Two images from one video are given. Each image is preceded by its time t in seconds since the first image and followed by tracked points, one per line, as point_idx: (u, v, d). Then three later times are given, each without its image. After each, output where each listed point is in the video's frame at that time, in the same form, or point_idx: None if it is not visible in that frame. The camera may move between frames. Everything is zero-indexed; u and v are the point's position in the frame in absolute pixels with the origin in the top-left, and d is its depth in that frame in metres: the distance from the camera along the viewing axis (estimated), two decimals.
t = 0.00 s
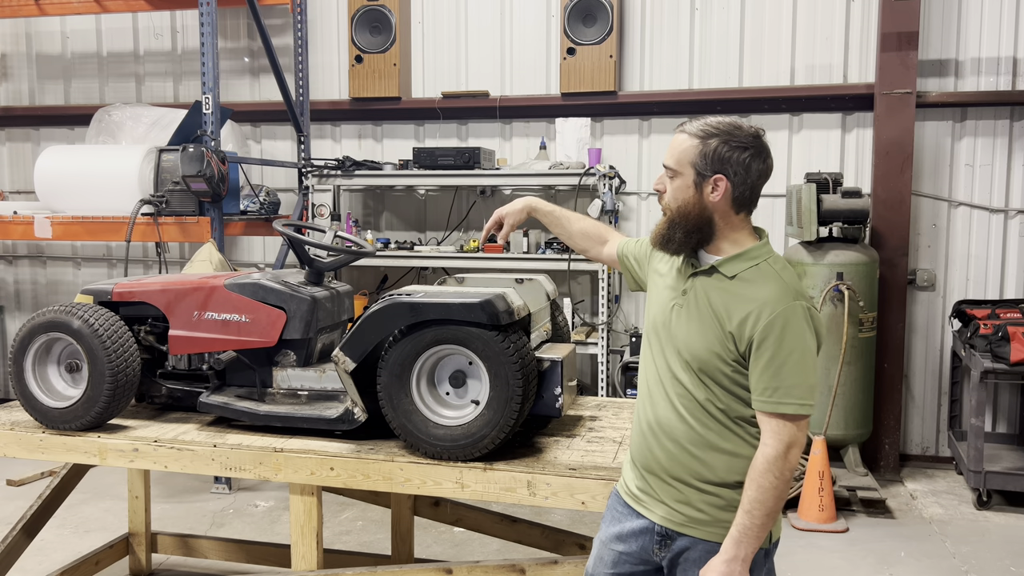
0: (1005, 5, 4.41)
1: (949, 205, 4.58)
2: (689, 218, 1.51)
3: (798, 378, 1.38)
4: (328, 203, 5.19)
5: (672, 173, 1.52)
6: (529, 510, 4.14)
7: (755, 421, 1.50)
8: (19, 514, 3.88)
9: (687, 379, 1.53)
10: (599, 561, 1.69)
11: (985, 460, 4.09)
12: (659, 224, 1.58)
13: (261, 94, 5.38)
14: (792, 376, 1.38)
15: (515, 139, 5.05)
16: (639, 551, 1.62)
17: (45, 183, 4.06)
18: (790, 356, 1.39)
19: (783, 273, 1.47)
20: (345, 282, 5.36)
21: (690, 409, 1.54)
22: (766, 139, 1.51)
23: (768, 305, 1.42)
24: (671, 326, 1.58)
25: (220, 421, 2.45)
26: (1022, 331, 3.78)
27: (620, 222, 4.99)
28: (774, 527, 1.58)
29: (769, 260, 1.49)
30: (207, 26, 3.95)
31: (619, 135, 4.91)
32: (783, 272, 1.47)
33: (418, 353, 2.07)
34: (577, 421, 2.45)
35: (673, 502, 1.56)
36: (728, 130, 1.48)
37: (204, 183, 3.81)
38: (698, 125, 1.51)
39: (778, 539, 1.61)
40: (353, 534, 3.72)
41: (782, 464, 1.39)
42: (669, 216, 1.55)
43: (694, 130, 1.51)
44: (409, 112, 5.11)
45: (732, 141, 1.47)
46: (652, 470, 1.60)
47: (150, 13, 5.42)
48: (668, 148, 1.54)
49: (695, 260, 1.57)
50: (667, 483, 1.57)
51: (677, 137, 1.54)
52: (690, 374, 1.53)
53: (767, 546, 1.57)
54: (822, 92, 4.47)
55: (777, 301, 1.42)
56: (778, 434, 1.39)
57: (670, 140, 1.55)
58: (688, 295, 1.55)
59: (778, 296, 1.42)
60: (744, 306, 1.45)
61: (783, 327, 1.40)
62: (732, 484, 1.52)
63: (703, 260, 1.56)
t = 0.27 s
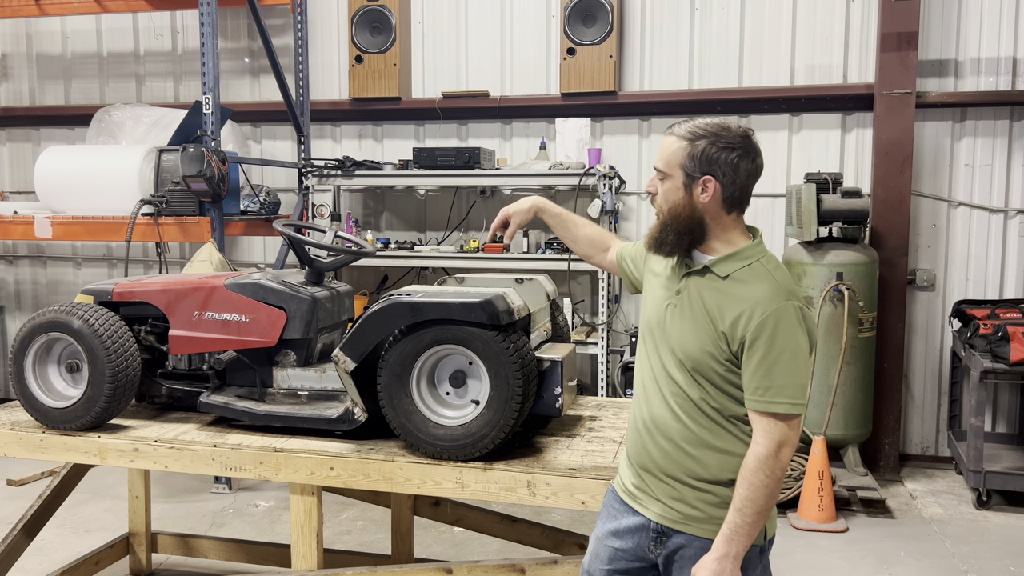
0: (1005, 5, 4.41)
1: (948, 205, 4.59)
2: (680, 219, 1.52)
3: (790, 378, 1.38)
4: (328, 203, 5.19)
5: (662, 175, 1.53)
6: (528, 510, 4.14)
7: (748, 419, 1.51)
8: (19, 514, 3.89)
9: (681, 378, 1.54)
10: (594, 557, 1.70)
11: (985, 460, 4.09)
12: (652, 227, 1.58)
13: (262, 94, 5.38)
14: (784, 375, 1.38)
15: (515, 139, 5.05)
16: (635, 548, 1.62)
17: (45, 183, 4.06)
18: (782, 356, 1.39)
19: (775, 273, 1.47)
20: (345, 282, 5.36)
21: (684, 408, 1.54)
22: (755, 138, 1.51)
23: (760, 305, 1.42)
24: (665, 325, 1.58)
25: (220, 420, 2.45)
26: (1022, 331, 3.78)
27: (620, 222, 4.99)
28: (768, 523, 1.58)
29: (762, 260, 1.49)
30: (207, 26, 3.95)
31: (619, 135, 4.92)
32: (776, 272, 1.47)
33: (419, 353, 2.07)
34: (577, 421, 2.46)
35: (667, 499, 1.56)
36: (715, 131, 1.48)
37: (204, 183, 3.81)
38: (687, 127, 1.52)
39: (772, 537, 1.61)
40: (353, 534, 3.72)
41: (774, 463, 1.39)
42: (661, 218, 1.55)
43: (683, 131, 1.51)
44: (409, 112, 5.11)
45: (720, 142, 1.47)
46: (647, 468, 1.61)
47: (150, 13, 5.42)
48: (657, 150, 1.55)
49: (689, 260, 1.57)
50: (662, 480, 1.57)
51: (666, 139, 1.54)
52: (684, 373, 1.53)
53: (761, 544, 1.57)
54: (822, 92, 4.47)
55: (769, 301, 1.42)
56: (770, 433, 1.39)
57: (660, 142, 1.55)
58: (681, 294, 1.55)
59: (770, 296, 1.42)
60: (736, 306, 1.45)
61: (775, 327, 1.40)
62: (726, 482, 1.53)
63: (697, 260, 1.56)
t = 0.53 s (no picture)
0: (1005, 5, 4.41)
1: (948, 206, 4.59)
2: (677, 221, 1.51)
3: (785, 378, 1.38)
4: (328, 203, 5.19)
5: (658, 178, 1.52)
6: (529, 510, 4.14)
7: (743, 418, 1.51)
8: (19, 514, 3.89)
9: (677, 377, 1.54)
10: (590, 554, 1.69)
11: (985, 460, 4.09)
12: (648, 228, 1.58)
13: (261, 94, 5.38)
14: (779, 375, 1.38)
15: (515, 139, 5.05)
16: (631, 546, 1.62)
17: (45, 183, 4.06)
18: (777, 355, 1.39)
19: (772, 273, 1.47)
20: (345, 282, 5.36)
21: (679, 406, 1.54)
22: (749, 138, 1.51)
23: (756, 305, 1.42)
24: (661, 324, 1.58)
25: (220, 421, 2.45)
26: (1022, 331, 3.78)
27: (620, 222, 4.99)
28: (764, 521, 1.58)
29: (759, 260, 1.49)
30: (207, 26, 3.95)
31: (619, 135, 4.92)
32: (772, 272, 1.47)
33: (419, 353, 2.07)
34: (577, 421, 2.46)
35: (662, 496, 1.56)
36: (709, 132, 1.48)
37: (204, 183, 3.81)
38: (681, 128, 1.51)
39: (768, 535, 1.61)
40: (353, 534, 3.72)
41: (769, 462, 1.39)
42: (658, 220, 1.55)
43: (677, 133, 1.51)
44: (409, 112, 5.11)
45: (714, 143, 1.46)
46: (643, 466, 1.61)
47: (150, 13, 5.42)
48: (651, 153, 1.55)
49: (685, 260, 1.57)
50: (657, 478, 1.57)
51: (661, 141, 1.54)
52: (680, 372, 1.53)
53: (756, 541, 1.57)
54: (822, 92, 4.47)
55: (765, 301, 1.42)
56: (765, 433, 1.39)
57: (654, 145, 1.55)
58: (677, 294, 1.55)
59: (766, 296, 1.42)
60: (732, 306, 1.45)
61: (771, 327, 1.40)
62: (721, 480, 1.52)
63: (693, 260, 1.56)
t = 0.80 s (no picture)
0: (1005, 5, 4.41)
1: (948, 205, 4.58)
2: (675, 222, 1.51)
3: (782, 379, 1.38)
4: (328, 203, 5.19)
5: (655, 179, 1.52)
6: (529, 510, 4.14)
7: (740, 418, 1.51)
8: (19, 514, 3.88)
9: (675, 377, 1.54)
10: (587, 552, 1.69)
11: (985, 460, 4.09)
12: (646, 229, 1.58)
13: (261, 94, 5.38)
14: (776, 376, 1.38)
15: (515, 139, 5.05)
16: (627, 544, 1.62)
17: (45, 183, 4.06)
18: (774, 357, 1.38)
19: (769, 274, 1.46)
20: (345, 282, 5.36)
21: (677, 406, 1.54)
22: (747, 139, 1.51)
23: (754, 306, 1.42)
24: (659, 325, 1.58)
25: (220, 421, 2.45)
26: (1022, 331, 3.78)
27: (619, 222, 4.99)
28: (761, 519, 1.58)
29: (757, 261, 1.49)
30: (207, 26, 3.94)
31: (619, 135, 4.92)
32: (770, 273, 1.47)
33: (419, 353, 2.07)
34: (577, 421, 2.45)
35: (659, 495, 1.56)
36: (707, 134, 1.48)
37: (204, 183, 3.81)
38: (679, 130, 1.51)
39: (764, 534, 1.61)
40: (353, 534, 3.72)
41: (766, 462, 1.39)
42: (655, 221, 1.55)
43: (675, 135, 1.51)
44: (409, 112, 5.11)
45: (712, 144, 1.47)
46: (640, 464, 1.61)
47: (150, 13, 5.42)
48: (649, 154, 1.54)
49: (684, 261, 1.57)
50: (654, 477, 1.57)
51: (659, 142, 1.54)
52: (678, 372, 1.53)
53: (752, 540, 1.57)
54: (822, 92, 4.47)
55: (763, 303, 1.42)
56: (762, 433, 1.39)
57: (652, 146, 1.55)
58: (676, 295, 1.55)
59: (764, 297, 1.42)
60: (730, 307, 1.45)
61: (768, 328, 1.40)
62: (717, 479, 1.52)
63: (691, 261, 1.55)
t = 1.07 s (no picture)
0: (1005, 5, 4.41)
1: (949, 205, 4.58)
2: (667, 225, 1.51)
3: (772, 379, 1.38)
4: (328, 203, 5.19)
5: (648, 182, 1.52)
6: (529, 510, 4.14)
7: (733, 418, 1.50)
8: (19, 514, 3.88)
9: (666, 377, 1.54)
10: (582, 551, 1.69)
11: (985, 460, 4.09)
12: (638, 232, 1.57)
13: (261, 94, 5.38)
14: (766, 376, 1.38)
15: (515, 139, 5.05)
16: (623, 543, 1.62)
17: (45, 183, 4.06)
18: (763, 357, 1.38)
19: (758, 275, 1.46)
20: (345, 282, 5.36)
21: (669, 406, 1.54)
22: (739, 143, 1.51)
23: (742, 307, 1.42)
24: (650, 326, 1.58)
25: (220, 420, 2.45)
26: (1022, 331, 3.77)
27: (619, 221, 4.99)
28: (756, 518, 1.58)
29: (746, 262, 1.48)
30: (207, 26, 3.94)
31: (619, 135, 4.92)
32: (759, 274, 1.47)
33: (418, 353, 2.07)
34: (576, 421, 2.45)
35: (653, 495, 1.56)
36: (699, 137, 1.48)
37: (204, 182, 3.81)
38: (672, 132, 1.51)
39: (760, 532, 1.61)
40: (353, 534, 3.72)
41: (758, 461, 1.39)
42: (648, 224, 1.54)
43: (668, 137, 1.51)
44: (409, 112, 5.11)
45: (705, 148, 1.46)
46: (634, 464, 1.61)
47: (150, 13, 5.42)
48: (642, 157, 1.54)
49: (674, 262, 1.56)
50: (648, 476, 1.57)
51: (651, 145, 1.54)
52: (669, 373, 1.53)
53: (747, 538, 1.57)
54: (822, 92, 4.47)
55: (751, 303, 1.42)
56: (754, 433, 1.39)
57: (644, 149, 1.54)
58: (666, 296, 1.55)
59: (752, 298, 1.42)
60: (719, 308, 1.44)
61: (756, 328, 1.39)
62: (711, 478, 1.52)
63: (682, 263, 1.55)
